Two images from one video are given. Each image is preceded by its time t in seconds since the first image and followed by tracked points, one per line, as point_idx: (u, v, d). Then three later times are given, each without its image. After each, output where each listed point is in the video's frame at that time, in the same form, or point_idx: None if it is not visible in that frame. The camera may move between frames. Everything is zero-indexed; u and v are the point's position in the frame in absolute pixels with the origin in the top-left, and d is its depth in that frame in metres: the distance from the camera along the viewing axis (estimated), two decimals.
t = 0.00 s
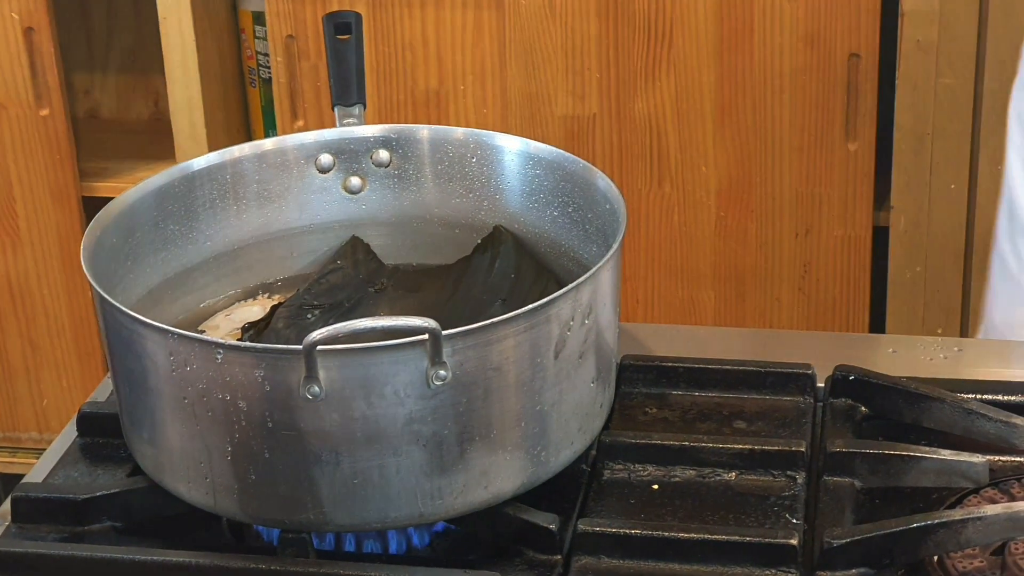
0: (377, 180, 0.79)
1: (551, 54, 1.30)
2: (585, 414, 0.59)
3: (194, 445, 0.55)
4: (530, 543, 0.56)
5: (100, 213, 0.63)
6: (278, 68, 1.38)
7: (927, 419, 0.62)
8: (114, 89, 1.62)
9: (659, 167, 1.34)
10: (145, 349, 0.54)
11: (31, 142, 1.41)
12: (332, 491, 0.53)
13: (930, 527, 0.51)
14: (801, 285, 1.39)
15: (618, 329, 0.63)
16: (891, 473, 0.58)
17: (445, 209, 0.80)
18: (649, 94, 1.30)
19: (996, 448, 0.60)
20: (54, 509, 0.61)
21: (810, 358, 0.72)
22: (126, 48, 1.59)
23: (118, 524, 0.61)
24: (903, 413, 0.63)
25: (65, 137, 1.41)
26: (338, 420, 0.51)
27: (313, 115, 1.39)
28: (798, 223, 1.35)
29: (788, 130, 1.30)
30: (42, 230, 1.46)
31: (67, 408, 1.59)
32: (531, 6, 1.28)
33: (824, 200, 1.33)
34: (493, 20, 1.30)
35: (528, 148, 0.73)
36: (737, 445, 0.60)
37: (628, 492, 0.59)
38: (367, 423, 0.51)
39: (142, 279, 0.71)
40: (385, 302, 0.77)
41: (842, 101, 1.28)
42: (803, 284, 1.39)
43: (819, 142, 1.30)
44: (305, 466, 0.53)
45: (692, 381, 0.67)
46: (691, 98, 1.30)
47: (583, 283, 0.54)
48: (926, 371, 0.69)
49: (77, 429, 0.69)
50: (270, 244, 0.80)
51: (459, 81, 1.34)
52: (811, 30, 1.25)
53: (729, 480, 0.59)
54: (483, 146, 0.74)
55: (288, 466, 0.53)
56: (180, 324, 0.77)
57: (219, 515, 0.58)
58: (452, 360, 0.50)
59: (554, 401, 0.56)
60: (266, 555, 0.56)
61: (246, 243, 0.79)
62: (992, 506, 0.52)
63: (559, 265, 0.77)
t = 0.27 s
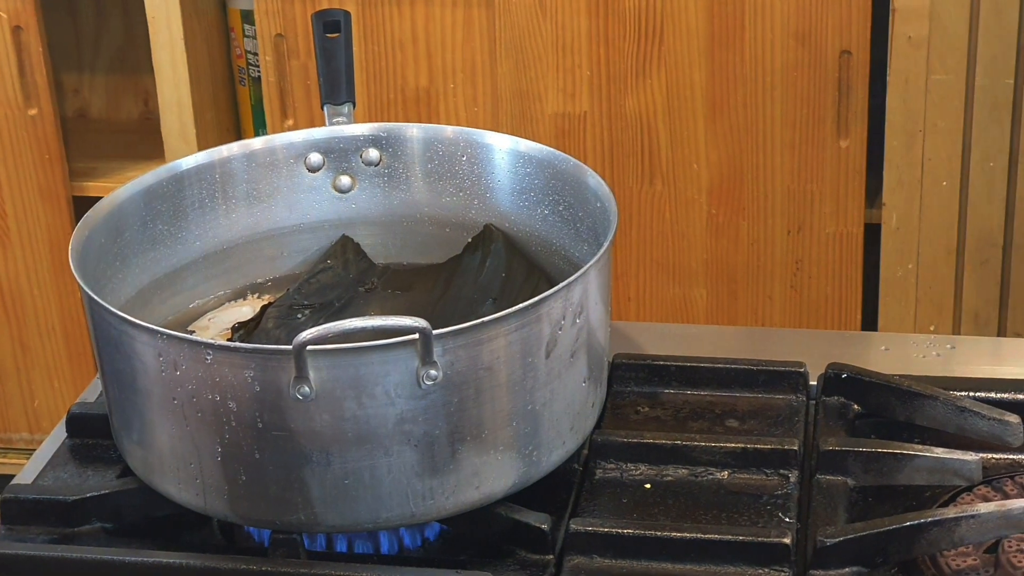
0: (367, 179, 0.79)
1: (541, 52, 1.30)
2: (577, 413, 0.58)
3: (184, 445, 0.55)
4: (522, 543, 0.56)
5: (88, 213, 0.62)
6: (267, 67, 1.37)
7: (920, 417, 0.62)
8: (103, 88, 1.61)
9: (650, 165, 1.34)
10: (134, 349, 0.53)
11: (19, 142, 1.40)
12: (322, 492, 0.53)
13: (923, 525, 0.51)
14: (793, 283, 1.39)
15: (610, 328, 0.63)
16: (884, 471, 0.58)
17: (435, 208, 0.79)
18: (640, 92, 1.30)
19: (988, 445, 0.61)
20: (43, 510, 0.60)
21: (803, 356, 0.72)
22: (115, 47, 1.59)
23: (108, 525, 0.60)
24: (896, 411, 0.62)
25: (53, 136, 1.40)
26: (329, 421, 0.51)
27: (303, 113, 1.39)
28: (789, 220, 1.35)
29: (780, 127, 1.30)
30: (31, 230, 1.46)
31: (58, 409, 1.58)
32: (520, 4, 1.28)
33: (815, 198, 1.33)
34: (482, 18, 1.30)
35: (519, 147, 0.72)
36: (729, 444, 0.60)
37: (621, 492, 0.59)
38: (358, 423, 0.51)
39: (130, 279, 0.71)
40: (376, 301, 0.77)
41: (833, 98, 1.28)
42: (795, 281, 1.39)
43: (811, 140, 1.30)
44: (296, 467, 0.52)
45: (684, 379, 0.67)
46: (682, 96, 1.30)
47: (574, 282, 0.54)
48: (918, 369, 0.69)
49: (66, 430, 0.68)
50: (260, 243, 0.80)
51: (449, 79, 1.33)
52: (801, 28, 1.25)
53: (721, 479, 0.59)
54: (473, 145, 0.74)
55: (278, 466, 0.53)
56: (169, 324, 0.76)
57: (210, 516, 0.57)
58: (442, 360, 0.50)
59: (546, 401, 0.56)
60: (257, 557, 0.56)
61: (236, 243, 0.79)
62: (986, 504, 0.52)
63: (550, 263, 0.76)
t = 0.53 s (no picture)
0: (366, 177, 0.78)
1: (540, 50, 1.30)
2: (577, 412, 0.58)
3: (183, 444, 0.54)
4: (522, 541, 0.55)
5: (86, 211, 0.62)
6: (265, 64, 1.37)
7: (921, 415, 0.62)
8: (101, 86, 1.61)
9: (649, 163, 1.34)
10: (133, 348, 0.53)
11: (17, 140, 1.40)
12: (322, 491, 0.53)
13: (925, 524, 0.51)
14: (792, 281, 1.39)
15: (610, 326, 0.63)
16: (885, 470, 0.58)
17: (434, 206, 0.79)
18: (639, 90, 1.30)
19: (989, 444, 0.61)
20: (43, 508, 0.60)
21: (803, 354, 0.72)
22: (112, 44, 1.58)
23: (107, 524, 0.60)
24: (897, 410, 0.62)
25: (51, 134, 1.40)
26: (329, 419, 0.50)
27: (301, 111, 1.39)
28: (788, 218, 1.35)
29: (778, 125, 1.30)
30: (28, 228, 1.45)
31: (56, 407, 1.58)
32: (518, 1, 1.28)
33: (814, 196, 1.33)
34: (480, 16, 1.29)
35: (518, 145, 0.72)
36: (729, 443, 0.59)
37: (621, 490, 0.59)
38: (357, 421, 0.50)
39: (129, 277, 0.70)
40: (376, 300, 0.77)
41: (832, 96, 1.28)
42: (793, 279, 1.39)
43: (809, 138, 1.30)
44: (295, 465, 0.52)
45: (684, 377, 0.67)
46: (680, 93, 1.30)
47: (574, 279, 0.54)
48: (918, 367, 0.69)
49: (65, 428, 0.68)
50: (258, 242, 0.79)
51: (447, 77, 1.33)
52: (799, 25, 1.25)
53: (722, 477, 0.59)
54: (472, 143, 0.74)
55: (278, 465, 0.52)
56: (168, 322, 0.76)
57: (209, 515, 0.57)
58: (443, 359, 0.50)
59: (546, 400, 0.56)
60: (256, 556, 0.55)
61: (235, 241, 0.78)
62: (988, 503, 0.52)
63: (549, 261, 0.76)
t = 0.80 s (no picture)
0: (375, 173, 0.78)
1: (546, 47, 1.30)
2: (587, 408, 0.58)
3: (194, 440, 0.55)
4: (532, 537, 0.56)
5: (97, 207, 0.62)
6: (272, 61, 1.37)
7: (932, 412, 0.62)
8: (107, 83, 1.61)
9: (657, 160, 1.34)
10: (144, 343, 0.53)
11: (24, 137, 1.40)
12: (333, 486, 0.53)
13: (937, 520, 0.51)
14: (799, 277, 1.39)
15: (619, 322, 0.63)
16: (896, 467, 0.58)
17: (443, 202, 0.79)
18: (646, 86, 1.30)
19: (1002, 440, 0.60)
20: (55, 503, 0.60)
21: (812, 351, 0.72)
22: (119, 41, 1.58)
23: (118, 519, 0.60)
24: (907, 406, 0.62)
25: (59, 131, 1.40)
26: (340, 415, 0.50)
27: (308, 107, 1.39)
28: (795, 215, 1.35)
29: (786, 121, 1.30)
30: (36, 224, 1.45)
31: (64, 403, 1.58)
32: None
33: (821, 192, 1.33)
34: (486, 13, 1.29)
35: (527, 141, 0.72)
36: (740, 439, 0.59)
37: (631, 486, 0.59)
38: (369, 417, 0.51)
39: (140, 273, 0.71)
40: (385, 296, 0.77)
41: (839, 92, 1.28)
42: (800, 276, 1.39)
43: (817, 134, 1.30)
44: (307, 461, 0.52)
45: (694, 374, 0.67)
46: (687, 90, 1.29)
47: (584, 275, 0.54)
48: (928, 364, 0.69)
49: (76, 424, 0.68)
50: (268, 238, 0.80)
51: (454, 73, 1.33)
52: (807, 21, 1.25)
53: (732, 473, 0.59)
54: (481, 139, 0.74)
55: (289, 460, 0.52)
56: (178, 318, 0.76)
57: (220, 510, 0.57)
58: (454, 354, 0.50)
59: (556, 395, 0.56)
60: (267, 551, 0.56)
61: (244, 237, 0.78)
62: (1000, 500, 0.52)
63: (558, 257, 0.76)
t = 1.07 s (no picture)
0: (386, 171, 0.79)
1: (557, 42, 1.29)
2: (600, 404, 0.58)
3: (209, 439, 0.55)
4: (547, 533, 0.56)
5: (111, 208, 0.63)
6: (282, 59, 1.37)
7: (946, 405, 0.62)
8: (119, 82, 1.62)
9: (667, 154, 1.34)
10: (158, 343, 0.53)
11: (37, 137, 1.41)
12: (348, 484, 0.53)
13: (952, 514, 0.51)
14: (812, 269, 1.39)
15: (632, 318, 0.63)
16: (910, 460, 0.58)
17: (454, 199, 0.79)
18: (656, 80, 1.30)
19: (1017, 433, 0.60)
20: (71, 503, 0.60)
21: (825, 344, 0.72)
22: (130, 40, 1.59)
23: (134, 518, 0.61)
24: (921, 399, 0.62)
25: (71, 131, 1.41)
26: (353, 413, 0.51)
27: (319, 105, 1.39)
28: (807, 207, 1.35)
29: (797, 114, 1.30)
30: (50, 225, 1.46)
31: (78, 402, 1.59)
32: None
33: (833, 184, 1.33)
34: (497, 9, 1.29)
35: (538, 137, 0.72)
36: (753, 433, 0.59)
37: (645, 482, 0.59)
38: (382, 415, 0.51)
39: (154, 272, 0.71)
40: (397, 293, 0.77)
41: (851, 84, 1.27)
42: (813, 268, 1.39)
43: (828, 126, 1.30)
44: (322, 459, 0.52)
45: (707, 368, 0.67)
46: (698, 83, 1.29)
47: (597, 271, 0.54)
48: (941, 356, 0.69)
49: (91, 424, 0.69)
50: (280, 236, 0.80)
51: (464, 69, 1.33)
52: (818, 13, 1.24)
53: (745, 468, 0.59)
54: (492, 136, 0.74)
55: (304, 459, 0.53)
56: (192, 317, 0.76)
57: (236, 508, 0.58)
58: (467, 351, 0.50)
59: (569, 391, 0.56)
60: (282, 549, 0.56)
61: (256, 235, 0.79)
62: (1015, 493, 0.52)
63: (571, 253, 0.77)
